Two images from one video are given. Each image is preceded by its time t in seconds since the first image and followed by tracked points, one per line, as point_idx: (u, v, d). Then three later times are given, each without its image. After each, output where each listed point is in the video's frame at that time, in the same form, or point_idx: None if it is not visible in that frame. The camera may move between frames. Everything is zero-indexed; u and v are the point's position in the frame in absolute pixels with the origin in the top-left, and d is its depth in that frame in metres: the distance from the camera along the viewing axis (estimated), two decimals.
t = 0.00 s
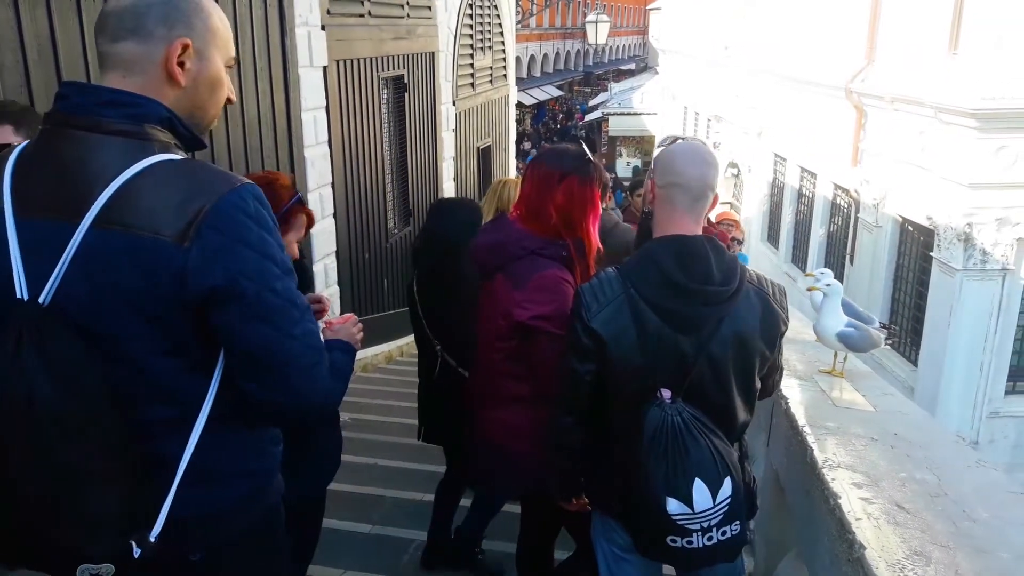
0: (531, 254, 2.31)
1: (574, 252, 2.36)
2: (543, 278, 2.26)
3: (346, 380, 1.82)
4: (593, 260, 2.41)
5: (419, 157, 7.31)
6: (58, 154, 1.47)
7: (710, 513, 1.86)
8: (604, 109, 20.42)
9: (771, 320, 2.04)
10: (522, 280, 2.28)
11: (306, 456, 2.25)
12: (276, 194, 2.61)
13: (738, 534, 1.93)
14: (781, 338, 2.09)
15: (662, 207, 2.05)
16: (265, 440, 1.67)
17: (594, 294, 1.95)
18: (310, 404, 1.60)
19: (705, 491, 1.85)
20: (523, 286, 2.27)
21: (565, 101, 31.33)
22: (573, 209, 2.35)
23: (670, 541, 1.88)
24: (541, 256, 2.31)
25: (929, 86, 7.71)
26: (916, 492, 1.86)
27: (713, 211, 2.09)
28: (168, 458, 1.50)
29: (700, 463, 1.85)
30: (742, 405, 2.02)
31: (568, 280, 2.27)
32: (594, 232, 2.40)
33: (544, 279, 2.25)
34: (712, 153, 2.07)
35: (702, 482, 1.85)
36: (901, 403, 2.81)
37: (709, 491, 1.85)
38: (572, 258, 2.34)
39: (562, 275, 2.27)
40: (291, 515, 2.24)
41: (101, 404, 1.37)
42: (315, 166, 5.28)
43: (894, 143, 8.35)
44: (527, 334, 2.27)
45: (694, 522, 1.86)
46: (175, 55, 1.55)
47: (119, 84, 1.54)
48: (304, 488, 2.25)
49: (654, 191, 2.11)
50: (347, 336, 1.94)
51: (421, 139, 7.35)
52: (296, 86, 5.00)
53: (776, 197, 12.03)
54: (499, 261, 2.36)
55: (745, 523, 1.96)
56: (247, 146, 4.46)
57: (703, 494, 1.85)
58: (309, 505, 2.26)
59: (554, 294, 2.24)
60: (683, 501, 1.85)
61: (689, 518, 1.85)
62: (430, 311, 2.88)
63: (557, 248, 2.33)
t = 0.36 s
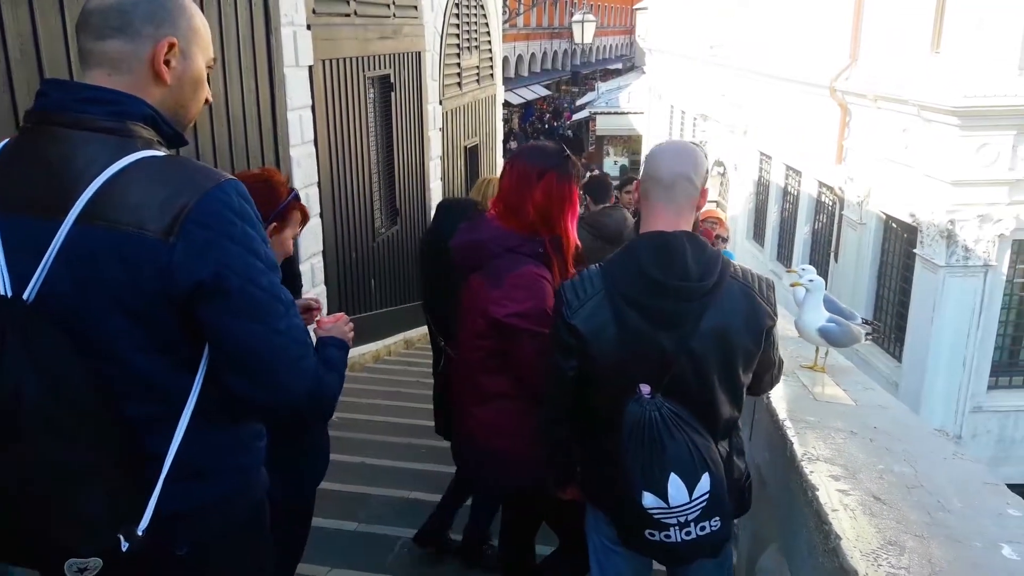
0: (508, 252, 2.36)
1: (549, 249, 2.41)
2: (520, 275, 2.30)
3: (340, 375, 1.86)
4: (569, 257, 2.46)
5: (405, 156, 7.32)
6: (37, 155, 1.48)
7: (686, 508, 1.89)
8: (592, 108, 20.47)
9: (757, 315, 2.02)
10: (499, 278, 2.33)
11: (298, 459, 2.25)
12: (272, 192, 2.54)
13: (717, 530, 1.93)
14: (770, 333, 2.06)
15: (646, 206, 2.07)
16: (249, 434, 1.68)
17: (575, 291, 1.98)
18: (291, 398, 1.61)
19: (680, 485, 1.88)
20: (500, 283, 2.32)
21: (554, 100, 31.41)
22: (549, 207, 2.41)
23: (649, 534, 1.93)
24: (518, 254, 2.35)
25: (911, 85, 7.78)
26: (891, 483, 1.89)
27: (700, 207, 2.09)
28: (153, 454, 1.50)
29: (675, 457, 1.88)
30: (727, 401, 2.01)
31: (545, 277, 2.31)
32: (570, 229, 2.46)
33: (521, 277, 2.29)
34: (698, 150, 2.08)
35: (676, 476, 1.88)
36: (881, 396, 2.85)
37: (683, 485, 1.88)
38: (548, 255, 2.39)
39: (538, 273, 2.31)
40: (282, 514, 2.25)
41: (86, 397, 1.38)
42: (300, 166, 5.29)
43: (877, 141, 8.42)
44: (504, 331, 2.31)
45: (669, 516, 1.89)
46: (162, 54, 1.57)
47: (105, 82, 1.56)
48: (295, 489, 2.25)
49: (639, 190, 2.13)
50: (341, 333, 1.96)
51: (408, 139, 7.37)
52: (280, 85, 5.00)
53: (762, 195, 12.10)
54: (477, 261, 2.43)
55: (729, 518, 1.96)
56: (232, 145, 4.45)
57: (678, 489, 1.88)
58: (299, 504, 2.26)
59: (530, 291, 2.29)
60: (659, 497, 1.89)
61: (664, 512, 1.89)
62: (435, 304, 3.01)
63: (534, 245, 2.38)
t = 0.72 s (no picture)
0: (482, 250, 2.43)
1: (523, 245, 2.47)
2: (495, 273, 2.38)
3: (317, 372, 1.89)
4: (545, 251, 2.54)
5: (379, 155, 7.29)
6: (11, 146, 1.46)
7: (664, 502, 1.90)
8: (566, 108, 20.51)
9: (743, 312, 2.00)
10: (475, 277, 2.40)
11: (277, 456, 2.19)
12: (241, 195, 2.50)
13: (696, 524, 1.94)
14: (755, 330, 2.03)
15: (635, 203, 2.07)
16: (226, 424, 1.69)
17: (560, 284, 2.01)
18: (273, 385, 1.63)
19: (657, 480, 1.89)
20: (476, 282, 2.39)
21: (529, 99, 31.42)
22: (522, 204, 2.49)
23: (626, 527, 1.94)
24: (491, 251, 2.43)
25: (880, 83, 7.87)
26: (857, 472, 1.91)
27: (690, 207, 2.09)
28: (135, 446, 1.50)
29: (653, 451, 1.89)
30: (708, 398, 1.99)
31: (519, 273, 2.39)
32: (545, 221, 2.52)
33: (496, 275, 2.37)
34: (689, 150, 2.08)
35: (653, 470, 1.89)
36: (848, 387, 2.90)
37: (661, 480, 1.89)
38: (522, 251, 2.45)
39: (514, 269, 2.39)
40: (258, 516, 2.17)
41: (69, 390, 1.38)
42: (272, 165, 5.25)
43: (847, 138, 8.52)
44: (484, 328, 2.39)
45: (647, 510, 1.91)
46: (135, 49, 1.56)
47: (77, 75, 1.53)
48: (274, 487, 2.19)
49: (629, 188, 2.14)
50: (314, 331, 1.98)
51: (381, 137, 7.34)
52: (252, 84, 4.96)
53: (735, 193, 12.20)
54: (450, 260, 2.49)
55: (707, 514, 1.97)
56: (203, 144, 4.42)
57: (655, 484, 1.89)
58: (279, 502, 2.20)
59: (507, 288, 2.36)
60: (635, 491, 1.90)
61: (641, 506, 1.91)
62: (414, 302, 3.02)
63: (508, 242, 2.44)
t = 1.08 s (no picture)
0: (452, 249, 2.44)
1: (493, 242, 2.49)
2: (469, 270, 2.39)
3: (281, 372, 1.89)
4: (512, 246, 2.56)
5: (345, 156, 7.26)
6: None
7: (641, 495, 1.92)
8: (532, 107, 20.55)
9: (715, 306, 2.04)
10: (448, 275, 2.41)
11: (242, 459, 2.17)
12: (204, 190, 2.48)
13: (671, 515, 1.98)
14: (727, 325, 2.06)
15: (608, 200, 2.08)
16: (190, 425, 1.68)
17: (535, 282, 2.01)
18: (239, 386, 1.62)
19: (635, 473, 1.91)
20: (449, 280, 2.41)
21: (496, 99, 31.44)
22: (491, 201, 2.51)
23: (604, 521, 1.97)
24: (462, 249, 2.44)
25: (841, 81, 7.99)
26: (819, 461, 1.94)
27: (662, 202, 2.11)
28: (96, 448, 1.50)
29: (630, 444, 1.91)
30: (682, 391, 2.02)
31: (492, 268, 2.41)
32: (512, 217, 2.54)
33: (471, 272, 2.39)
34: (662, 147, 2.11)
35: (630, 463, 1.91)
36: (809, 380, 2.96)
37: (638, 473, 1.91)
38: (493, 247, 2.47)
39: (486, 264, 2.41)
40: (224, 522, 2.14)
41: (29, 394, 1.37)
42: (235, 166, 5.21)
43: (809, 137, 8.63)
44: (460, 327, 2.40)
45: (625, 504, 1.93)
46: (97, 48, 1.54)
47: (36, 75, 1.51)
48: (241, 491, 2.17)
49: (602, 186, 2.16)
50: (277, 329, 1.97)
51: (347, 137, 7.30)
52: (214, 84, 4.91)
53: (700, 191, 12.32)
54: (419, 260, 2.48)
55: (682, 505, 2.01)
56: (165, 146, 4.37)
57: (633, 477, 1.91)
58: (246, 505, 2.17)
59: (480, 285, 2.39)
60: (613, 484, 1.92)
61: (619, 500, 1.93)
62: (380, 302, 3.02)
63: (478, 240, 2.46)
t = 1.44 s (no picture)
0: (416, 244, 2.43)
1: (456, 237, 2.49)
2: (432, 266, 2.39)
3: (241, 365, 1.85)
4: (475, 240, 2.56)
5: (298, 156, 7.18)
6: None
7: (613, 482, 1.95)
8: (485, 108, 20.55)
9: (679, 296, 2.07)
10: (412, 271, 2.40)
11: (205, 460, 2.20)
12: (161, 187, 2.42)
13: (641, 501, 2.01)
14: (690, 314, 2.10)
15: (572, 193, 2.06)
16: (151, 426, 1.64)
17: (505, 273, 2.00)
18: (194, 388, 1.58)
19: (607, 461, 1.93)
20: (412, 276, 2.39)
21: (449, 99, 31.38)
22: (454, 198, 2.51)
23: (577, 509, 1.99)
24: (426, 245, 2.43)
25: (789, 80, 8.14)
26: (778, 445, 1.98)
27: (626, 194, 2.10)
28: (47, 451, 1.47)
29: (603, 432, 1.93)
30: (648, 379, 2.04)
31: (455, 264, 2.41)
32: (476, 213, 2.55)
33: (434, 267, 2.38)
34: (624, 140, 2.09)
35: (603, 451, 1.93)
36: (766, 369, 3.02)
37: (610, 460, 1.93)
38: (456, 242, 2.47)
39: (449, 260, 2.41)
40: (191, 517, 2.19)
41: None
42: (187, 167, 5.12)
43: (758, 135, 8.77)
44: (424, 322, 2.39)
45: (597, 491, 1.95)
46: (70, 50, 1.52)
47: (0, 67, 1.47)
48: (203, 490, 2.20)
49: (564, 179, 2.13)
50: (235, 325, 1.94)
51: (301, 137, 7.22)
52: (164, 84, 4.83)
53: (653, 189, 12.46)
54: (383, 256, 2.47)
55: (651, 490, 2.04)
56: (115, 146, 4.28)
57: (605, 464, 1.93)
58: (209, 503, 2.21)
59: (443, 281, 2.38)
60: (586, 471, 1.94)
61: (592, 487, 1.95)
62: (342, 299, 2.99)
63: (441, 235, 2.45)
